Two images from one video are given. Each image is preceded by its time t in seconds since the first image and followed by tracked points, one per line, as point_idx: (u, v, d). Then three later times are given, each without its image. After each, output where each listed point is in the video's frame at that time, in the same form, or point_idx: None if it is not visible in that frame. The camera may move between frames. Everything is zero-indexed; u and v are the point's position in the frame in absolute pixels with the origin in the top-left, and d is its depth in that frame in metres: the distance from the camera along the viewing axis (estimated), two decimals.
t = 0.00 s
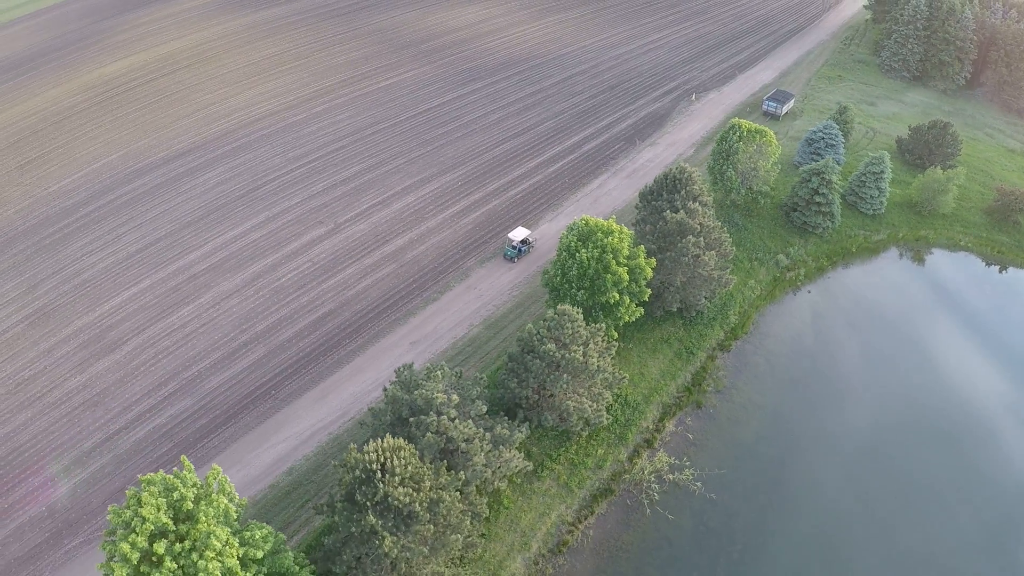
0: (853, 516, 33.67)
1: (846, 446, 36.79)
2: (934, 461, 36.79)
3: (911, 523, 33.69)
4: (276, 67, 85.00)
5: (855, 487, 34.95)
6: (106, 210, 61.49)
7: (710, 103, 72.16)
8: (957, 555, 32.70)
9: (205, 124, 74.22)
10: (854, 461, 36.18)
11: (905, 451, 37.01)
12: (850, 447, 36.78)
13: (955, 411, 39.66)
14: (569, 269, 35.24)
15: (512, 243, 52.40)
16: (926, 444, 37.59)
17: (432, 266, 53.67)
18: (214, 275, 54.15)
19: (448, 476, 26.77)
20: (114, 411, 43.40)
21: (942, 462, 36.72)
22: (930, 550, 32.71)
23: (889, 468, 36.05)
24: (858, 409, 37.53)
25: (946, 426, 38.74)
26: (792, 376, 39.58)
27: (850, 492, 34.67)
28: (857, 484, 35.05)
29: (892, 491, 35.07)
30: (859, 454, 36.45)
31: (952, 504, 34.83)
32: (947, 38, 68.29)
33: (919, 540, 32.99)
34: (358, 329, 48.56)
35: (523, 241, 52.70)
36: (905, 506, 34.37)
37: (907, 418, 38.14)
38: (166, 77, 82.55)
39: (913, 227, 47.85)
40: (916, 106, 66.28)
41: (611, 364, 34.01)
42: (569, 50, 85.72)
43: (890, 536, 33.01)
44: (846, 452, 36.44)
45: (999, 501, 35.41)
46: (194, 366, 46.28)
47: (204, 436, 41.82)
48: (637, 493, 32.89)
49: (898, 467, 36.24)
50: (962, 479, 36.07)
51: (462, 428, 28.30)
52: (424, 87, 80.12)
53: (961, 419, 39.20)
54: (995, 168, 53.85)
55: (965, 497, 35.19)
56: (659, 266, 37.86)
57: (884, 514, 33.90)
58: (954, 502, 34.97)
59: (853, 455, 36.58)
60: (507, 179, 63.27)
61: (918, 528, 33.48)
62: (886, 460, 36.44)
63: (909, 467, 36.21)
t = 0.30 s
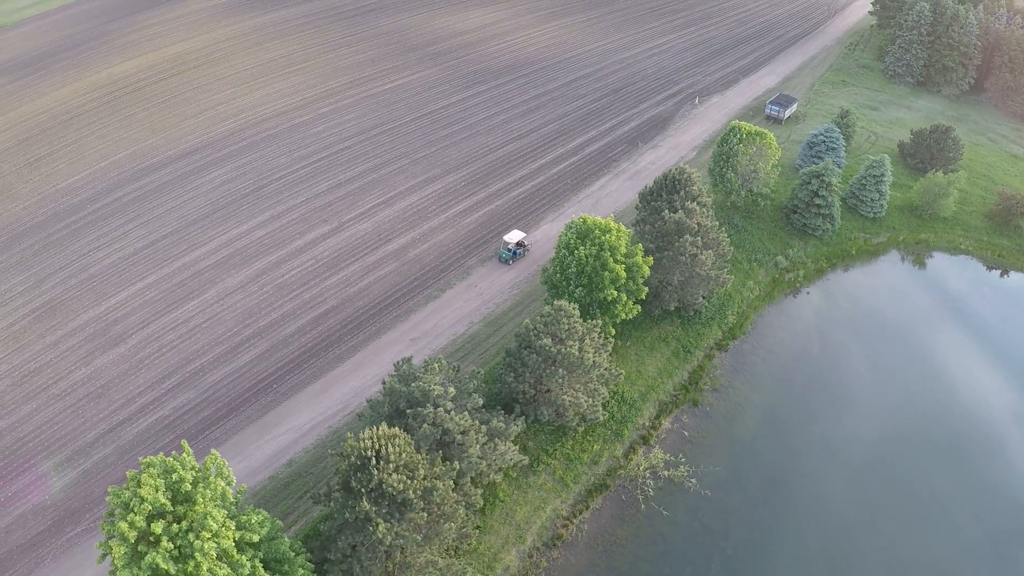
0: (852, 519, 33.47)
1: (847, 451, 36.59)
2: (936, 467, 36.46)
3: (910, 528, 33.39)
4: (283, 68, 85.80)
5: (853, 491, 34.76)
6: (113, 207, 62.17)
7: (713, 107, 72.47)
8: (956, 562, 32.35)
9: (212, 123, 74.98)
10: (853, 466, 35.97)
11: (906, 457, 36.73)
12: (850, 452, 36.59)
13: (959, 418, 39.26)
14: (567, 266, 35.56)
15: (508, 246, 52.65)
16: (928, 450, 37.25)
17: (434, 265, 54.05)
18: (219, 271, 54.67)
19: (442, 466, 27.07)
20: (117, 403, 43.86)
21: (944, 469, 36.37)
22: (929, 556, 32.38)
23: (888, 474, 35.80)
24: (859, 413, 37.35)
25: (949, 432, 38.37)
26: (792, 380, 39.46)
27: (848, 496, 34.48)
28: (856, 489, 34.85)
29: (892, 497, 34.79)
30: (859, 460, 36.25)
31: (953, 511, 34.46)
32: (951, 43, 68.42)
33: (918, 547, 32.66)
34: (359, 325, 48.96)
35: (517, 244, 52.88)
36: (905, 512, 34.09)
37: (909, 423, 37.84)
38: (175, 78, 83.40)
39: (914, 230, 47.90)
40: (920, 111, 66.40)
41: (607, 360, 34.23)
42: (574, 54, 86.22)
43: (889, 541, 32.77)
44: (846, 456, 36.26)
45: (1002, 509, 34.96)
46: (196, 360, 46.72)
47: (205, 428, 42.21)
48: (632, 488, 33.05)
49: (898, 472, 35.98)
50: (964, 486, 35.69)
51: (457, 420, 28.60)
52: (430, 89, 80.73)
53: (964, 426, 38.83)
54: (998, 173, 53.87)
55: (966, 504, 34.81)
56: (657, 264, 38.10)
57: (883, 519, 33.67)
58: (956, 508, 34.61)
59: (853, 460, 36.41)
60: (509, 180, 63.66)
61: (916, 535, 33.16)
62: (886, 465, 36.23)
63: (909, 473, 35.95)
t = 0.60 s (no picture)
0: (850, 520, 33.28)
1: (845, 452, 36.33)
2: (937, 467, 36.15)
3: (910, 530, 33.13)
4: (288, 69, 86.25)
5: (852, 492, 34.54)
6: (116, 205, 62.58)
7: (714, 109, 72.48)
8: (957, 563, 32.08)
9: (216, 123, 75.43)
10: (852, 467, 35.73)
11: (906, 457, 36.43)
12: (849, 453, 36.36)
13: (960, 417, 38.90)
14: (562, 265, 35.63)
15: (501, 249, 52.60)
16: (928, 451, 36.94)
17: (432, 264, 54.20)
18: (219, 268, 54.94)
19: (432, 460, 27.19)
20: (117, 397, 44.10)
21: (945, 469, 36.03)
22: (929, 558, 32.12)
23: (888, 474, 35.54)
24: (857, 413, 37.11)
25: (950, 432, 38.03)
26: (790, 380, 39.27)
27: (847, 497, 34.25)
28: (854, 490, 34.65)
29: (892, 497, 34.54)
30: (859, 460, 35.99)
31: (955, 512, 34.15)
32: (954, 47, 68.24)
33: (919, 549, 32.41)
34: (356, 323, 49.15)
35: (511, 247, 52.78)
36: (903, 512, 33.85)
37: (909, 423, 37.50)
38: (180, 78, 83.94)
39: (913, 233, 47.72)
40: (922, 114, 66.24)
41: (601, 358, 34.23)
42: (577, 56, 86.41)
43: (888, 542, 32.53)
44: (845, 457, 36.03)
45: (1004, 509, 34.62)
46: (195, 356, 46.94)
47: (203, 423, 42.40)
48: (624, 486, 32.99)
49: (898, 473, 35.70)
50: (966, 486, 35.35)
51: (448, 416, 28.64)
52: (432, 90, 81.03)
53: (966, 426, 38.43)
54: (999, 177, 53.68)
55: (968, 504, 34.48)
56: (652, 264, 38.08)
57: (882, 520, 33.42)
58: (957, 508, 34.32)
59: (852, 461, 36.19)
60: (509, 180, 63.83)
61: (917, 536, 32.90)
62: (885, 466, 35.96)
63: (910, 474, 35.64)
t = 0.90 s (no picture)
0: (849, 521, 33.04)
1: (843, 451, 36.10)
2: (937, 467, 35.89)
3: (911, 531, 32.85)
4: (290, 68, 86.42)
5: (847, 492, 34.31)
6: (118, 202, 62.81)
7: (715, 110, 72.20)
8: (958, 563, 31.85)
9: (218, 121, 75.67)
10: (851, 467, 35.46)
11: (905, 456, 36.17)
12: (848, 453, 36.06)
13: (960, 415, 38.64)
14: (554, 263, 35.56)
15: (492, 251, 52.09)
16: (928, 450, 36.68)
17: (429, 262, 54.19)
18: (218, 265, 55.06)
19: (419, 456, 27.18)
20: (114, 391, 44.22)
21: (945, 467, 35.80)
22: (931, 558, 31.89)
23: (889, 475, 35.25)
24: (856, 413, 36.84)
25: (949, 431, 37.82)
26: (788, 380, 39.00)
27: (846, 497, 34.01)
28: (854, 490, 34.35)
29: (889, 497, 34.31)
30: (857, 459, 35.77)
31: (955, 511, 33.91)
32: (958, 49, 67.71)
33: (919, 549, 32.18)
34: (352, 320, 49.17)
35: (501, 249, 52.41)
36: (899, 512, 33.61)
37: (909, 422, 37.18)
38: (183, 76, 84.23)
39: (913, 234, 47.29)
40: (925, 116, 65.76)
41: (592, 356, 34.10)
42: (579, 56, 86.26)
43: (889, 543, 32.29)
44: (843, 457, 35.76)
45: (1005, 508, 34.44)
46: (192, 351, 47.03)
47: (198, 417, 42.47)
48: (614, 485, 32.84)
49: (898, 474, 35.41)
50: (967, 486, 35.09)
51: (436, 411, 28.59)
52: (434, 90, 81.03)
53: (966, 424, 38.17)
54: (1001, 179, 53.19)
55: (970, 503, 34.20)
56: (645, 263, 37.93)
57: (884, 522, 33.16)
58: (959, 509, 34.04)
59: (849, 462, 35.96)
60: (508, 179, 63.78)
61: (917, 537, 32.62)
62: (885, 467, 35.66)
63: (909, 474, 35.39)
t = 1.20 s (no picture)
0: (848, 520, 32.63)
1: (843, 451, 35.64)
2: (939, 466, 35.40)
3: (911, 531, 32.44)
4: (297, 64, 86.65)
5: (843, 491, 33.86)
6: (123, 195, 63.16)
7: (720, 109, 71.73)
8: (960, 564, 31.43)
9: (224, 116, 75.98)
10: (851, 466, 34.99)
11: (903, 455, 35.77)
12: (848, 452, 35.58)
13: (963, 414, 38.13)
14: (549, 260, 35.40)
15: (486, 250, 51.83)
16: (929, 450, 36.20)
17: (428, 257, 54.16)
18: (220, 258, 55.25)
19: (406, 449, 27.14)
20: (113, 382, 44.43)
21: (946, 466, 35.35)
22: (931, 558, 31.49)
23: (890, 475, 34.78)
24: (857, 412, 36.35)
25: (951, 430, 37.36)
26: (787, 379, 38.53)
27: (845, 497, 33.58)
28: (853, 489, 33.91)
29: (887, 496, 33.85)
30: (857, 458, 35.30)
31: (957, 512, 33.46)
32: (967, 50, 66.92)
33: (920, 550, 31.77)
34: (349, 314, 49.24)
35: (495, 249, 52.05)
36: (897, 512, 33.17)
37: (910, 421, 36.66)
38: (191, 72, 84.64)
39: (915, 236, 46.70)
40: (932, 118, 64.99)
41: (585, 353, 33.92)
42: (586, 55, 85.92)
43: (888, 543, 31.89)
44: (843, 456, 35.31)
45: (1007, 508, 33.99)
46: (191, 343, 47.20)
47: (195, 408, 42.56)
48: (605, 483, 32.62)
49: (899, 474, 34.93)
50: (969, 486, 34.65)
51: (426, 406, 28.55)
52: (439, 87, 80.97)
53: (967, 423, 37.68)
54: (1007, 182, 52.46)
55: (971, 503, 33.74)
56: (641, 262, 37.69)
57: (884, 521, 32.75)
58: (960, 509, 33.62)
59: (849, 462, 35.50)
60: (510, 176, 63.64)
61: (918, 537, 32.20)
62: (886, 466, 35.16)
63: (910, 473, 34.93)
